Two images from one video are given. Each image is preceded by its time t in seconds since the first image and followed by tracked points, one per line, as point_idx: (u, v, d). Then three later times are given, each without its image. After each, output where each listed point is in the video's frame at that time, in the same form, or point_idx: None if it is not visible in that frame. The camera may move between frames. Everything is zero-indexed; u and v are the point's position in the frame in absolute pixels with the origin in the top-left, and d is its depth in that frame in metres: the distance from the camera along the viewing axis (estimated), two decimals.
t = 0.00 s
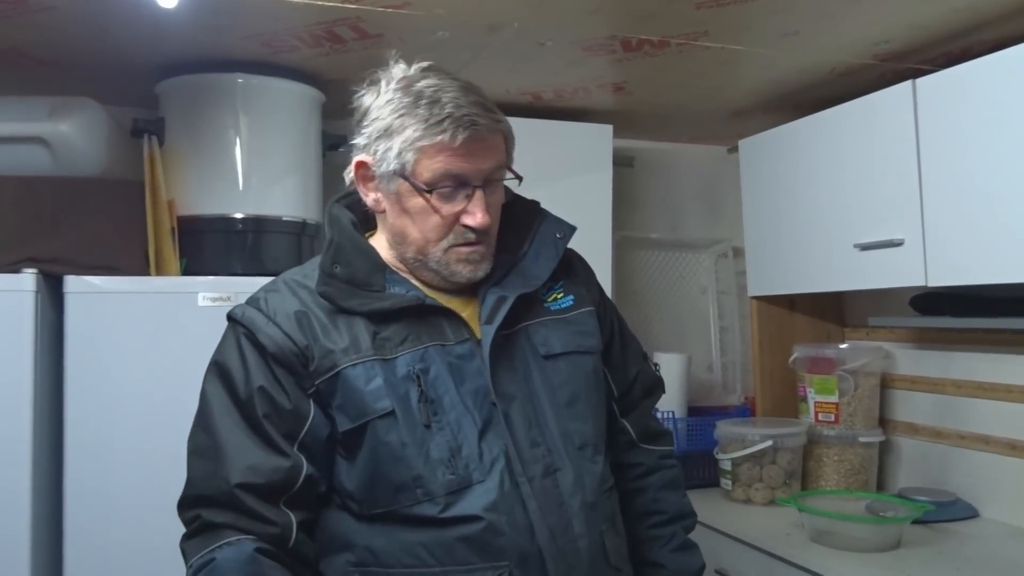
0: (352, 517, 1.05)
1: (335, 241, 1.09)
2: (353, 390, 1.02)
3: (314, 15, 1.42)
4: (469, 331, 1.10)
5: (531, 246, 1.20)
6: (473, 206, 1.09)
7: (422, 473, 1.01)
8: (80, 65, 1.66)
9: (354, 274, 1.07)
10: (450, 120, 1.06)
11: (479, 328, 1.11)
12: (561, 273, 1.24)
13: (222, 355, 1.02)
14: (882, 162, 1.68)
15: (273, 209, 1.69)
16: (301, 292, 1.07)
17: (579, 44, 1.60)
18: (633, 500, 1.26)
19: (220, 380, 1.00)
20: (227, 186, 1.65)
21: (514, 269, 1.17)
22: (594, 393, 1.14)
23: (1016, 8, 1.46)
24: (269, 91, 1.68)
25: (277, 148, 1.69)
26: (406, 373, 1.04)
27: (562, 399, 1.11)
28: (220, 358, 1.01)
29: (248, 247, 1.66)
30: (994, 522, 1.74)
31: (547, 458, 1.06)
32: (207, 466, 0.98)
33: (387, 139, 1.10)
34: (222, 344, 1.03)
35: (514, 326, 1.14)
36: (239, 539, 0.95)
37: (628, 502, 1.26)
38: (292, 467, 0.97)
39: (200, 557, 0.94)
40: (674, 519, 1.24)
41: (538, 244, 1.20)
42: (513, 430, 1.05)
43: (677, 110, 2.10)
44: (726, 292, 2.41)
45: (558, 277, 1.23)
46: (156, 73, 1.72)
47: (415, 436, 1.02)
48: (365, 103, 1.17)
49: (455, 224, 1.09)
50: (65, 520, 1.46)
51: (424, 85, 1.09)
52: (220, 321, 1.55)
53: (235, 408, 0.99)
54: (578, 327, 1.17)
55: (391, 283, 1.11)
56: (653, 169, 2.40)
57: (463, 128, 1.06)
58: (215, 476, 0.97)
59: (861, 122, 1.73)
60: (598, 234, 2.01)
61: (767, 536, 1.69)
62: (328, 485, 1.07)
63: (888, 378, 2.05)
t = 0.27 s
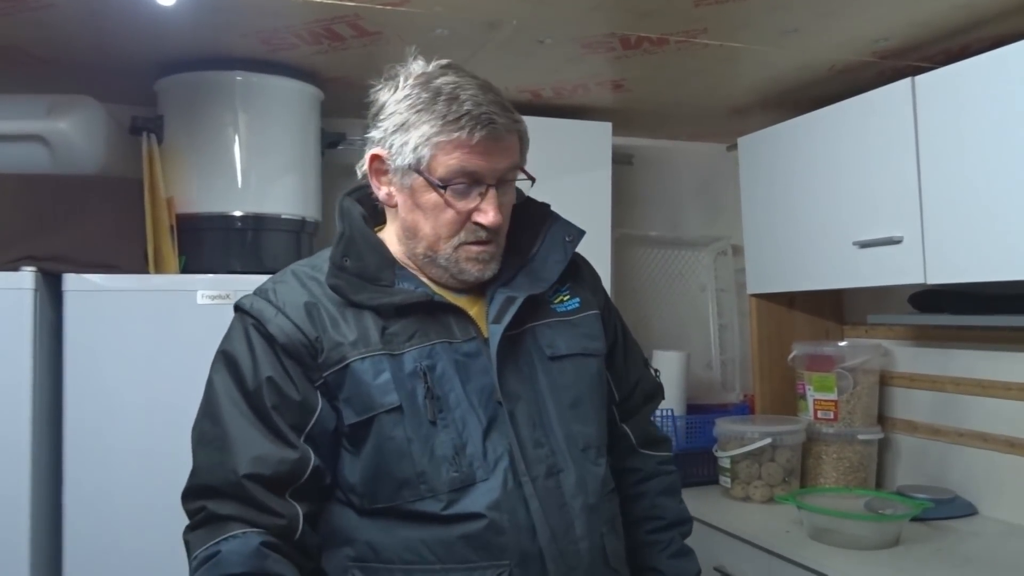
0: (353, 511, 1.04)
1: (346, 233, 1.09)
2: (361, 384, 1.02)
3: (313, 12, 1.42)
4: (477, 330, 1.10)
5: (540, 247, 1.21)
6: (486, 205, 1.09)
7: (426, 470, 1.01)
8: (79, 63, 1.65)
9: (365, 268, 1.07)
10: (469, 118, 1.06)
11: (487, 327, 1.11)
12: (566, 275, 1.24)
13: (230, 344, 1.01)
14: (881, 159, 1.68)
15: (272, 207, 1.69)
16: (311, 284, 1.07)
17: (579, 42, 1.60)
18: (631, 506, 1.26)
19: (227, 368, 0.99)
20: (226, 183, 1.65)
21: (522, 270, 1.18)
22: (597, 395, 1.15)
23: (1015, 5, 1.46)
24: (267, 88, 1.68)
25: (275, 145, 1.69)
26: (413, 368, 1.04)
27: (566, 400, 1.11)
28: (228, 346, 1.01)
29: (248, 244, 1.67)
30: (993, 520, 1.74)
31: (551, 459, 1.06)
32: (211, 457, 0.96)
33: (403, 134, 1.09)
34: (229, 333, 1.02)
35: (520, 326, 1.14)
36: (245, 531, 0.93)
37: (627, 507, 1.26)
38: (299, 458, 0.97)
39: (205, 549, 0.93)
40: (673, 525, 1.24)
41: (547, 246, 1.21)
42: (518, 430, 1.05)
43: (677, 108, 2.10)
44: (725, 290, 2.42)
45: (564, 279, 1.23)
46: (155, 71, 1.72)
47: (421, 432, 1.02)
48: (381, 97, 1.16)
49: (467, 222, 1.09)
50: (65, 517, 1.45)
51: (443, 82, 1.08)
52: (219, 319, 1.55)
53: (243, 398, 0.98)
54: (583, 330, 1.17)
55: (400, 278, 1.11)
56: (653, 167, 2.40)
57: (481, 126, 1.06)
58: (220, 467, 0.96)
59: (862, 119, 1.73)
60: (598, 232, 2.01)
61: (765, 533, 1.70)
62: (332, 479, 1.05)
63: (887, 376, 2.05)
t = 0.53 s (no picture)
0: (355, 510, 1.04)
1: (349, 231, 1.09)
2: (364, 383, 1.02)
3: (311, 12, 1.42)
4: (480, 329, 1.10)
5: (543, 246, 1.21)
6: (490, 211, 1.09)
7: (430, 470, 1.01)
8: (77, 62, 1.65)
9: (368, 267, 1.08)
10: (477, 123, 1.06)
11: (490, 327, 1.12)
12: (568, 274, 1.24)
13: (233, 342, 1.01)
14: (880, 159, 1.69)
15: (270, 207, 1.69)
16: (314, 283, 1.07)
17: (577, 42, 1.60)
18: (631, 503, 1.26)
19: (230, 367, 0.99)
20: (225, 183, 1.65)
21: (525, 269, 1.18)
22: (599, 394, 1.15)
23: (1014, 4, 1.46)
24: (266, 88, 1.68)
25: (273, 145, 1.69)
26: (417, 368, 1.04)
27: (568, 399, 1.12)
28: (231, 344, 1.01)
29: (246, 244, 1.67)
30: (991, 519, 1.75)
31: (553, 458, 1.06)
32: (214, 455, 0.96)
33: (408, 137, 1.09)
34: (231, 331, 1.02)
35: (523, 326, 1.14)
36: (247, 530, 0.93)
37: (627, 505, 1.26)
38: (302, 457, 0.97)
39: (208, 548, 0.92)
40: (672, 522, 1.24)
41: (549, 245, 1.21)
42: (520, 429, 1.05)
43: (676, 107, 2.10)
44: (724, 289, 2.42)
45: (565, 278, 1.24)
46: (154, 71, 1.72)
47: (424, 431, 1.02)
48: (386, 98, 1.16)
49: (471, 226, 1.09)
50: (65, 517, 1.46)
51: (451, 86, 1.08)
52: (217, 318, 1.55)
53: (246, 397, 0.98)
54: (585, 329, 1.17)
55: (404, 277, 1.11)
56: (652, 167, 2.41)
57: (487, 131, 1.07)
58: (223, 466, 0.95)
59: (860, 119, 1.73)
60: (596, 231, 2.01)
61: (764, 533, 1.70)
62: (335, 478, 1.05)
63: (885, 375, 2.05)
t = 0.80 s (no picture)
0: (356, 509, 1.04)
1: (351, 230, 1.09)
2: (367, 382, 1.02)
3: (309, 13, 1.42)
4: (481, 328, 1.10)
5: (544, 246, 1.21)
6: (490, 210, 1.09)
7: (432, 469, 1.01)
8: (76, 63, 1.65)
9: (371, 265, 1.08)
10: (476, 123, 1.06)
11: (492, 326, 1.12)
12: (568, 273, 1.25)
13: (235, 340, 1.01)
14: (877, 159, 1.69)
15: (269, 208, 1.69)
16: (316, 281, 1.07)
17: (576, 43, 1.60)
18: (630, 503, 1.26)
19: (231, 365, 0.99)
20: (224, 184, 1.65)
21: (526, 269, 1.18)
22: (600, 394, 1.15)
23: (1012, 5, 1.47)
24: (264, 89, 1.68)
25: (272, 146, 1.69)
26: (419, 367, 1.04)
27: (570, 399, 1.12)
28: (232, 342, 1.00)
29: (245, 244, 1.67)
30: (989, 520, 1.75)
31: (555, 458, 1.06)
32: (216, 454, 0.96)
33: (408, 137, 1.09)
34: (233, 330, 1.02)
35: (525, 325, 1.14)
36: (249, 530, 0.93)
37: (626, 504, 1.26)
38: (305, 456, 0.97)
39: (209, 547, 0.92)
40: (671, 522, 1.24)
41: (550, 244, 1.21)
42: (522, 429, 1.06)
43: (674, 109, 2.10)
44: (722, 290, 2.42)
45: (567, 278, 1.24)
46: (152, 72, 1.72)
47: (426, 431, 1.02)
48: (385, 98, 1.16)
49: (470, 226, 1.10)
50: (64, 518, 1.46)
51: (450, 87, 1.09)
52: (216, 319, 1.55)
53: (248, 396, 0.98)
54: (587, 329, 1.18)
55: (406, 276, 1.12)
56: (650, 168, 2.41)
57: (487, 130, 1.07)
58: (225, 465, 0.95)
59: (859, 119, 1.73)
60: (595, 232, 2.01)
61: (762, 533, 1.70)
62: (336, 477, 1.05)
63: (883, 376, 2.05)
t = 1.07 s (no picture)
0: (353, 509, 1.04)
1: (350, 230, 1.09)
2: (363, 381, 1.02)
3: (306, 16, 1.42)
4: (479, 329, 1.10)
5: (542, 246, 1.21)
6: (486, 209, 1.09)
7: (428, 469, 1.02)
8: (73, 66, 1.65)
9: (369, 265, 1.08)
10: (471, 123, 1.07)
11: (489, 326, 1.12)
12: (566, 275, 1.25)
13: (232, 339, 1.01)
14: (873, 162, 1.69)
15: (266, 211, 1.69)
16: (314, 282, 1.08)
17: (572, 46, 1.60)
18: (628, 504, 1.26)
19: (229, 365, 1.00)
20: (221, 186, 1.65)
21: (524, 269, 1.18)
22: (597, 395, 1.15)
23: (1007, 9, 1.47)
24: (262, 92, 1.68)
25: (269, 149, 1.69)
26: (416, 367, 1.05)
27: (567, 400, 1.12)
28: (230, 341, 1.01)
29: (241, 247, 1.67)
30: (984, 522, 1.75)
31: (551, 459, 1.07)
32: (213, 454, 0.96)
33: (404, 138, 1.10)
34: (230, 330, 1.03)
35: (522, 326, 1.14)
36: (245, 529, 0.93)
37: (623, 506, 1.27)
38: (301, 456, 0.97)
39: (205, 547, 0.93)
40: (668, 523, 1.24)
41: (548, 245, 1.21)
42: (519, 429, 1.06)
43: (671, 111, 2.10)
44: (719, 292, 2.43)
45: (564, 279, 1.24)
46: (149, 74, 1.72)
47: (423, 431, 1.03)
48: (382, 101, 1.17)
49: (467, 226, 1.10)
50: (60, 520, 1.46)
51: (445, 88, 1.09)
52: (213, 322, 1.55)
53: (245, 396, 0.98)
54: (584, 330, 1.18)
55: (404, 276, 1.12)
56: (647, 169, 2.41)
57: (482, 130, 1.07)
58: (222, 465, 0.96)
59: (855, 122, 1.74)
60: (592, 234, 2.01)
61: (758, 536, 1.70)
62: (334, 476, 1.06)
63: (880, 378, 2.06)
